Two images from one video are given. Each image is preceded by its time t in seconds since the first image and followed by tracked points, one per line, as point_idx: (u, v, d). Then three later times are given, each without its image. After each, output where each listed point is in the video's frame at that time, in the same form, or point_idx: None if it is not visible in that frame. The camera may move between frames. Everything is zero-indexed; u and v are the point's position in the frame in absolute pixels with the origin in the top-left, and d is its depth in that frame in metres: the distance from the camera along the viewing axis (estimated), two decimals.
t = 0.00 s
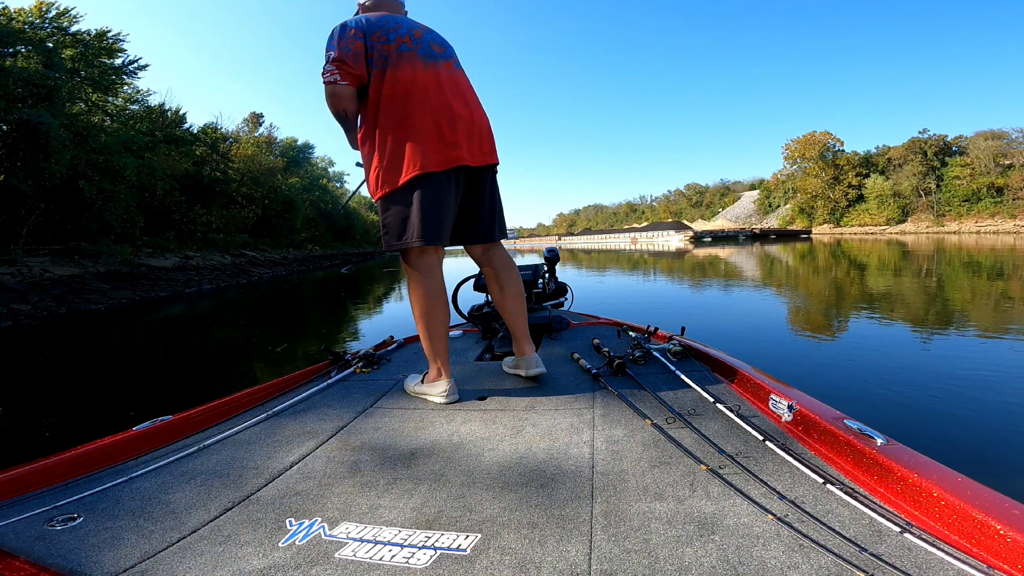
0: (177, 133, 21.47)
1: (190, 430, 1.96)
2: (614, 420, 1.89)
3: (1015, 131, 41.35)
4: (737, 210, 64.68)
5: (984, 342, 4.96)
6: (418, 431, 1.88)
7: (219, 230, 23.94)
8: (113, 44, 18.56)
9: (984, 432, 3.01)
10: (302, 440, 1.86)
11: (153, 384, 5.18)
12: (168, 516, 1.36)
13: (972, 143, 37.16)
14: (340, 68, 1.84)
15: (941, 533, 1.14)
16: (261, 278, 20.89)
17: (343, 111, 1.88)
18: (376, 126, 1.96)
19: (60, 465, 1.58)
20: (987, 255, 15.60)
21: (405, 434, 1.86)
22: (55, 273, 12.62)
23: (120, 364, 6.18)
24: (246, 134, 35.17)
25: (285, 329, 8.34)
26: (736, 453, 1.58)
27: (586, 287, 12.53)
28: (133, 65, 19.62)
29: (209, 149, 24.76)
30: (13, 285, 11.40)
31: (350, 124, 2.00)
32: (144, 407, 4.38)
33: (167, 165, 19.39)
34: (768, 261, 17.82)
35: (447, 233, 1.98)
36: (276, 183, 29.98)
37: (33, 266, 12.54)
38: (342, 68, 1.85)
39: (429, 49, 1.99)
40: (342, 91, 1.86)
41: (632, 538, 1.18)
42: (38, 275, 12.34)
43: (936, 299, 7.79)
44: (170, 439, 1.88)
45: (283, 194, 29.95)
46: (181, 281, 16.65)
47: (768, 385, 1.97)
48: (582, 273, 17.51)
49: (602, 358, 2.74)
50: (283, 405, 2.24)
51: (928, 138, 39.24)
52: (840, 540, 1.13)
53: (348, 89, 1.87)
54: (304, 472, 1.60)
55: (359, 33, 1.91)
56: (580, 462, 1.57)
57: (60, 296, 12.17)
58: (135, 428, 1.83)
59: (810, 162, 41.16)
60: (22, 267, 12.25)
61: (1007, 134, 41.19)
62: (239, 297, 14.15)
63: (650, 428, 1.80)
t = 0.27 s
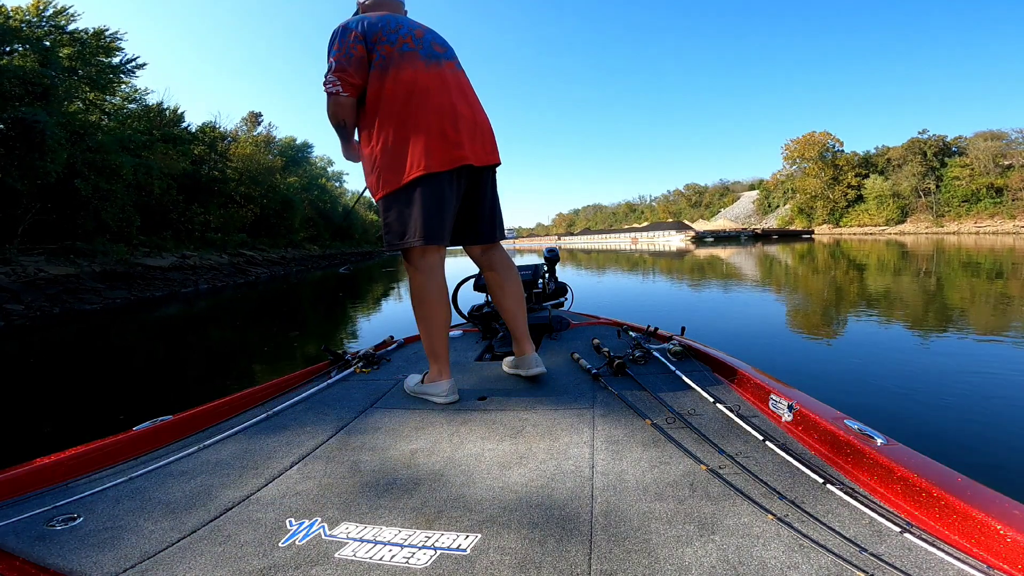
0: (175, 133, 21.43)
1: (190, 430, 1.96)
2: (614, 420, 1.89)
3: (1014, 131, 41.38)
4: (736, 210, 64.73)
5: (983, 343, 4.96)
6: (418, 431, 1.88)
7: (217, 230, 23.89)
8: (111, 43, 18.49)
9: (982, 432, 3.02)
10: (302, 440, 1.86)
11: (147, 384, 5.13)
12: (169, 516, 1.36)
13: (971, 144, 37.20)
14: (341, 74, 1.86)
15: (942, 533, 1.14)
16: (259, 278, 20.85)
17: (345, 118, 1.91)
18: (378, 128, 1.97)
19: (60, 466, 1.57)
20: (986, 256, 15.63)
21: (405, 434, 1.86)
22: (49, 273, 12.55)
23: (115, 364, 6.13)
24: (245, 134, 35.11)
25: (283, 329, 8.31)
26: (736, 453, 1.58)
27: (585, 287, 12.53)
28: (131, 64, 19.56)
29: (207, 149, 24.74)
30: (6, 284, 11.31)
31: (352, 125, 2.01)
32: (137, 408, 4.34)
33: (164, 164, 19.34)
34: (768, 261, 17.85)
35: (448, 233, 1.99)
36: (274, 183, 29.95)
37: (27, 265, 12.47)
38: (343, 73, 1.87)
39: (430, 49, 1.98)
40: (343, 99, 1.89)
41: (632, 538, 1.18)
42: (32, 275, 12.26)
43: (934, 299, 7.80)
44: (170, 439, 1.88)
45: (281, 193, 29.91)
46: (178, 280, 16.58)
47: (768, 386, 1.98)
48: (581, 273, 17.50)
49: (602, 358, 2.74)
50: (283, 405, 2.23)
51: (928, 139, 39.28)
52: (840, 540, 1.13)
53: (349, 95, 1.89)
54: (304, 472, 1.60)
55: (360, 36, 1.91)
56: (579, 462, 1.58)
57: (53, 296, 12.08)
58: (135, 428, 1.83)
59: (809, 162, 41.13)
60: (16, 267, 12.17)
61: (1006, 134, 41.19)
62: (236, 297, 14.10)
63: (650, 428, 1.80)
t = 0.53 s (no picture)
0: (173, 133, 21.40)
1: (190, 429, 1.95)
2: (615, 420, 1.89)
3: (1013, 131, 41.39)
4: (735, 210, 64.79)
5: (983, 343, 4.96)
6: (418, 431, 1.88)
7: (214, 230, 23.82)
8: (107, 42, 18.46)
9: (982, 432, 3.02)
10: (302, 440, 1.86)
11: (122, 389, 4.97)
12: (168, 516, 1.36)
13: (971, 144, 37.25)
14: (343, 71, 1.85)
15: (941, 533, 1.14)
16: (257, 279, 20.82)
17: (347, 114, 1.88)
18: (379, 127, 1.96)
19: (60, 466, 1.57)
20: (986, 256, 15.65)
21: (405, 435, 1.86)
22: (44, 273, 12.47)
23: (107, 365, 6.08)
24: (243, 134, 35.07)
25: (278, 330, 8.25)
26: (736, 453, 1.58)
27: (585, 287, 12.53)
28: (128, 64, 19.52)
29: (205, 149, 24.73)
30: (0, 285, 11.24)
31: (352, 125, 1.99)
32: (125, 410, 4.26)
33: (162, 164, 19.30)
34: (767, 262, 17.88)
35: (449, 232, 1.99)
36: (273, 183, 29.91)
37: (22, 266, 12.39)
38: (345, 71, 1.85)
39: (431, 50, 1.99)
40: (344, 96, 1.86)
41: (632, 538, 1.18)
42: (26, 276, 12.18)
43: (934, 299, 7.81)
44: (170, 439, 1.88)
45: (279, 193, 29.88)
46: (175, 281, 16.52)
47: (768, 385, 1.98)
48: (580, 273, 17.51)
49: (603, 358, 2.74)
50: (283, 405, 2.23)
51: (927, 139, 39.34)
52: (839, 539, 1.13)
53: (351, 93, 1.87)
54: (304, 472, 1.60)
55: (361, 35, 1.91)
56: (580, 463, 1.57)
57: (46, 297, 12.00)
58: (135, 428, 1.83)
59: (809, 162, 41.09)
60: (11, 267, 12.09)
61: (1005, 134, 41.21)
62: (234, 297, 14.04)
63: (650, 429, 1.80)
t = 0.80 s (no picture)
0: (171, 133, 21.38)
1: (191, 429, 1.96)
2: (614, 420, 1.89)
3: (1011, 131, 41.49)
4: (734, 210, 64.81)
5: (982, 343, 4.95)
6: (418, 431, 1.88)
7: (213, 231, 23.75)
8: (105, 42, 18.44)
9: (980, 431, 3.02)
10: (302, 440, 1.86)
11: (119, 391, 4.94)
12: (168, 516, 1.36)
13: (970, 143, 37.28)
14: (345, 71, 1.85)
15: (940, 533, 1.14)
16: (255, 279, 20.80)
17: (349, 113, 1.88)
18: (380, 127, 1.96)
19: (59, 467, 1.57)
20: (984, 255, 15.69)
21: (405, 434, 1.86)
22: (39, 275, 12.40)
23: (100, 368, 6.02)
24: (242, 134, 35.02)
25: (274, 332, 8.19)
26: (736, 453, 1.58)
27: (584, 288, 12.53)
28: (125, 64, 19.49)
29: (203, 149, 24.71)
30: None
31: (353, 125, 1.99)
32: (114, 415, 4.19)
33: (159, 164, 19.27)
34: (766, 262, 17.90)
35: (450, 232, 1.99)
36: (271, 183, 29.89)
37: (17, 267, 12.31)
38: (347, 70, 1.85)
39: (431, 50, 1.99)
40: (346, 95, 1.86)
41: (632, 538, 1.18)
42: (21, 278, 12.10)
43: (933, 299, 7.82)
44: (170, 439, 1.88)
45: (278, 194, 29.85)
46: (171, 283, 16.46)
47: (768, 385, 1.98)
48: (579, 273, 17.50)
49: (602, 358, 2.74)
50: (283, 405, 2.23)
51: (926, 139, 39.36)
52: (839, 540, 1.13)
53: (353, 91, 1.87)
54: (304, 472, 1.60)
55: (362, 36, 1.91)
56: (580, 463, 1.57)
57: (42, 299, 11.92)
58: (135, 428, 1.83)
59: (808, 162, 41.03)
60: (6, 269, 12.01)
61: (1002, 134, 41.28)
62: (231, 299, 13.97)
63: (650, 428, 1.80)
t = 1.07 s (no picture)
0: (169, 133, 21.33)
1: (191, 429, 1.96)
2: (615, 420, 1.89)
3: (1010, 131, 41.57)
4: (733, 210, 64.83)
5: (982, 343, 4.96)
6: (418, 431, 1.88)
7: (211, 231, 23.70)
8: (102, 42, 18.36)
9: (977, 430, 3.04)
10: (302, 440, 1.86)
11: (115, 392, 4.92)
12: (168, 516, 1.36)
13: (970, 144, 37.31)
14: (346, 70, 1.86)
15: (940, 533, 1.14)
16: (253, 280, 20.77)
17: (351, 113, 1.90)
18: (381, 127, 1.97)
19: (59, 466, 1.57)
20: (983, 255, 15.70)
21: (405, 434, 1.86)
22: (35, 275, 12.32)
23: (94, 370, 5.98)
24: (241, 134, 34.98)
25: (271, 332, 8.15)
26: (736, 453, 1.58)
27: (584, 287, 12.52)
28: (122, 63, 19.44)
29: (201, 149, 24.67)
30: None
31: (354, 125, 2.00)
32: (108, 416, 4.16)
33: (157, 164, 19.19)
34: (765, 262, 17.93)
35: (450, 232, 1.99)
36: (270, 183, 29.85)
37: (12, 267, 12.23)
38: (348, 69, 1.86)
39: (432, 50, 1.99)
40: (350, 94, 1.88)
41: (632, 538, 1.18)
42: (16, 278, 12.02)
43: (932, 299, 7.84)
44: (170, 439, 1.88)
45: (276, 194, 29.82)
46: (168, 283, 16.41)
47: (768, 385, 1.98)
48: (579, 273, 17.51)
49: (603, 358, 2.74)
50: (283, 404, 2.23)
51: (926, 139, 39.38)
52: (839, 539, 1.13)
53: (354, 90, 1.88)
54: (305, 472, 1.60)
55: (363, 35, 1.92)
56: (579, 463, 1.57)
57: (37, 299, 11.85)
58: (135, 428, 1.83)
59: (807, 162, 41.02)
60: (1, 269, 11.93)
61: (1002, 134, 41.30)
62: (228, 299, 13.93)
63: (650, 428, 1.80)
